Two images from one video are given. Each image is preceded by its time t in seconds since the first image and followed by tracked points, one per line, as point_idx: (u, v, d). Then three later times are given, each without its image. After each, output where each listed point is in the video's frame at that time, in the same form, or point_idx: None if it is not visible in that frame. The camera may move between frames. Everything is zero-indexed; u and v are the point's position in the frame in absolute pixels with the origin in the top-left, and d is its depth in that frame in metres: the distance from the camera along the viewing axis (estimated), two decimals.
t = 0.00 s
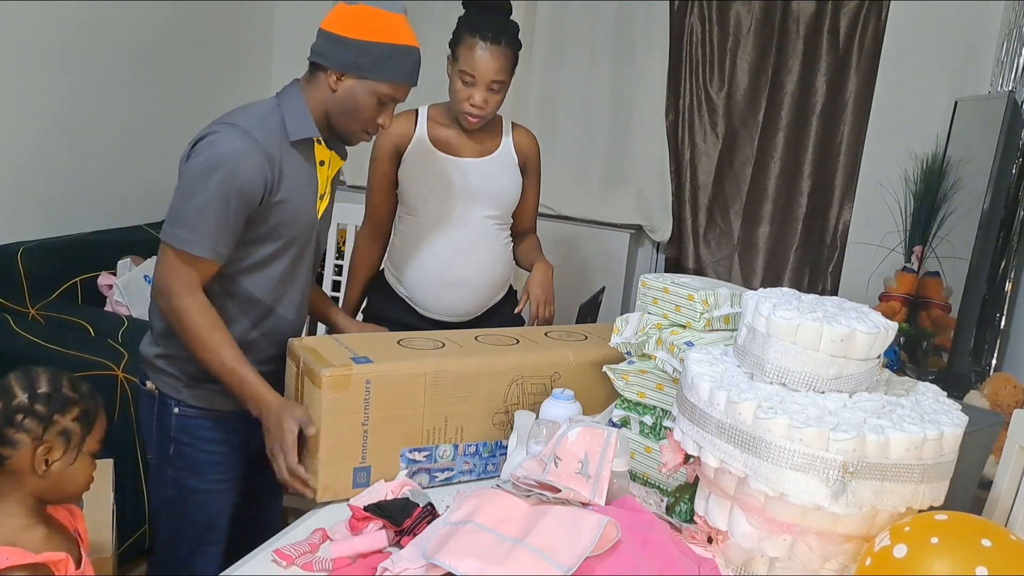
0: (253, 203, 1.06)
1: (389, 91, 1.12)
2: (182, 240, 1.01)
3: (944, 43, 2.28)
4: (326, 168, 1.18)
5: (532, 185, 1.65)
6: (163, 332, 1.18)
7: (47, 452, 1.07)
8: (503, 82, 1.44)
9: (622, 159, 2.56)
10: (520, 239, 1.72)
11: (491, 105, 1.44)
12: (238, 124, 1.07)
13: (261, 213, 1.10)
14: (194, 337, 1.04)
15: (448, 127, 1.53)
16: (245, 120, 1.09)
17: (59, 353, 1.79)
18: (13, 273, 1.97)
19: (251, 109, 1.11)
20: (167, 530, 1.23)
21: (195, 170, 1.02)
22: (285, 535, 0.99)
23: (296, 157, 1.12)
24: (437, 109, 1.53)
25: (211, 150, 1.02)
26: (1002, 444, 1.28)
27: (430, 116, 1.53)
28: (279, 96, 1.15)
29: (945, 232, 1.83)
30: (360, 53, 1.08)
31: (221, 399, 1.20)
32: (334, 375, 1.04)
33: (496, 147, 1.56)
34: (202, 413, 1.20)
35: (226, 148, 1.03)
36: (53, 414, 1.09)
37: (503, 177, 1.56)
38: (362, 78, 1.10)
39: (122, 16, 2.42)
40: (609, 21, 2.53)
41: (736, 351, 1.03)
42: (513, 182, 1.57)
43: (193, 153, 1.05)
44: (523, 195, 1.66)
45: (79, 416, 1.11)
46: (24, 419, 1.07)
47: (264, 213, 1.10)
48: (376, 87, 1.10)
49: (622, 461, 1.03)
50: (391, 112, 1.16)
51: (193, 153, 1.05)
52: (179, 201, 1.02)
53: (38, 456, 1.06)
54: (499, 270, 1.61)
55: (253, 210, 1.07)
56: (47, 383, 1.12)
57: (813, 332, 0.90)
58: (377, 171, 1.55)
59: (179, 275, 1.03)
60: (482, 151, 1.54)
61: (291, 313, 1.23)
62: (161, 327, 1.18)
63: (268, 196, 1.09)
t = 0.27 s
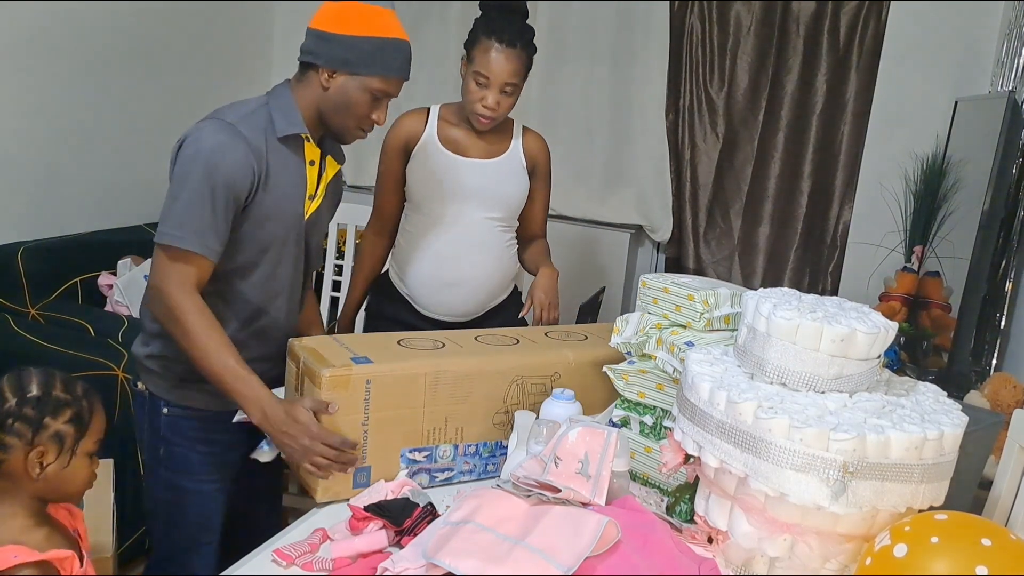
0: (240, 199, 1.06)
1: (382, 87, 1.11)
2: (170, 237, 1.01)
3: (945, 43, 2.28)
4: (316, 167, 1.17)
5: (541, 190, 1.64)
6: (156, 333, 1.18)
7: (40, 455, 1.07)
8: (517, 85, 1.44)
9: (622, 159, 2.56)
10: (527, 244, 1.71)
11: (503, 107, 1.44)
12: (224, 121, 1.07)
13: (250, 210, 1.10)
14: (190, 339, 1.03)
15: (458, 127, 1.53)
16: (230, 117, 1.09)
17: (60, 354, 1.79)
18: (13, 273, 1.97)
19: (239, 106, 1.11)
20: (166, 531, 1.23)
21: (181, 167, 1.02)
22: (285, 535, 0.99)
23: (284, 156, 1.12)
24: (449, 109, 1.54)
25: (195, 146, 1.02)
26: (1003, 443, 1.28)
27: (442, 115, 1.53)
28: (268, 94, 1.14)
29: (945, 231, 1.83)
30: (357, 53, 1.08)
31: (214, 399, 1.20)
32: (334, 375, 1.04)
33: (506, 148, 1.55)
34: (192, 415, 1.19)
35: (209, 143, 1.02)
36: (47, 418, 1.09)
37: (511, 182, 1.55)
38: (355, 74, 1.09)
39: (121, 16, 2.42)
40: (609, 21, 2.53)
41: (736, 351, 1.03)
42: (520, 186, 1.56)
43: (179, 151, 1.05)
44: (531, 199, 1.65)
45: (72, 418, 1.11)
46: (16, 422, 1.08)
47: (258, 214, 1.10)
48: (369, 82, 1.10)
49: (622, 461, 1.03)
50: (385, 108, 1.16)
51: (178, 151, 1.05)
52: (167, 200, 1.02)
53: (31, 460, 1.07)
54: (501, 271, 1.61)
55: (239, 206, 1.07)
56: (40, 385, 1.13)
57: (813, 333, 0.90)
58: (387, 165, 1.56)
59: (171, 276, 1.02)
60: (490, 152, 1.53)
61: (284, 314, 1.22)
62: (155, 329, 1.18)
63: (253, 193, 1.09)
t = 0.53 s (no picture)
0: (224, 197, 1.06)
1: (375, 85, 1.12)
2: (151, 230, 1.01)
3: (944, 43, 2.28)
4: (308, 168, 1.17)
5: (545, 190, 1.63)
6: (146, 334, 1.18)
7: (31, 462, 1.05)
8: (522, 84, 1.44)
9: (622, 159, 2.56)
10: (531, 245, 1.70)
11: (507, 108, 1.44)
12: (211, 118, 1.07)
13: (233, 210, 1.10)
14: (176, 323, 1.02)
15: (463, 127, 1.53)
16: (219, 114, 1.09)
17: (60, 354, 1.79)
18: (13, 273, 1.97)
19: (229, 105, 1.11)
20: (164, 532, 1.23)
21: (167, 162, 1.02)
22: (285, 535, 0.99)
23: (273, 155, 1.11)
24: (455, 110, 1.54)
25: (181, 141, 1.03)
26: (1003, 443, 1.28)
27: (447, 115, 1.54)
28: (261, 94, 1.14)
29: (945, 231, 1.83)
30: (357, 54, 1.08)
31: (202, 401, 1.19)
32: (329, 354, 1.07)
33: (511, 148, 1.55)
34: (183, 416, 1.19)
35: (196, 138, 1.03)
36: (39, 422, 1.07)
37: (514, 182, 1.55)
38: (347, 73, 1.10)
39: (121, 16, 2.42)
40: (609, 21, 2.53)
41: (736, 350, 1.03)
42: (523, 186, 1.56)
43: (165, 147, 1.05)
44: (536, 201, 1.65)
45: (65, 423, 1.08)
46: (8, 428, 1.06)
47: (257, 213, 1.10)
48: (361, 81, 1.10)
49: (622, 461, 1.03)
50: (379, 107, 1.16)
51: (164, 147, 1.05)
52: (150, 194, 1.02)
53: (22, 467, 1.05)
54: (502, 271, 1.61)
55: (224, 202, 1.07)
56: (33, 388, 1.09)
57: (813, 332, 0.90)
58: (393, 164, 1.57)
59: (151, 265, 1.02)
60: (494, 152, 1.53)
61: (272, 312, 1.22)
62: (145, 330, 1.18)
63: (240, 191, 1.09)
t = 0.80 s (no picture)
0: (215, 208, 1.06)
1: (361, 82, 1.10)
2: (134, 238, 1.02)
3: (944, 42, 2.28)
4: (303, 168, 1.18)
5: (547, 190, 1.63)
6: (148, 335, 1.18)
7: (24, 465, 1.05)
8: (523, 84, 1.44)
9: (621, 159, 2.55)
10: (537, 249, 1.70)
11: (509, 108, 1.44)
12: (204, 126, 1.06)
13: (229, 216, 1.10)
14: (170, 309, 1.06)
15: (464, 127, 1.53)
16: (214, 121, 1.07)
17: (60, 354, 1.79)
18: (13, 274, 1.97)
19: (222, 108, 1.11)
20: (164, 532, 1.23)
21: (155, 172, 1.02)
22: (285, 535, 0.99)
23: (265, 161, 1.11)
24: (457, 110, 1.54)
25: (171, 152, 1.02)
26: (1002, 444, 1.28)
27: (449, 115, 1.54)
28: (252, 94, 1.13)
29: (945, 231, 1.83)
30: (357, 56, 1.08)
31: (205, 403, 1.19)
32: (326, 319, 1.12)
33: (511, 147, 1.55)
34: (186, 417, 1.19)
35: (185, 149, 1.02)
36: (32, 426, 1.07)
37: (515, 181, 1.54)
38: (330, 72, 1.08)
39: (121, 16, 2.42)
40: (609, 21, 2.53)
41: (736, 350, 1.03)
42: (524, 186, 1.56)
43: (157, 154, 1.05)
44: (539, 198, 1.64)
45: (57, 429, 1.08)
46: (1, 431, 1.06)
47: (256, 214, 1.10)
48: (346, 79, 1.09)
49: (622, 461, 1.03)
50: (369, 103, 1.14)
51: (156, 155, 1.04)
52: (138, 202, 1.03)
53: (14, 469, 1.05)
54: (504, 271, 1.60)
55: (215, 212, 1.07)
56: (28, 391, 1.09)
57: (813, 332, 0.90)
58: (395, 165, 1.58)
59: (136, 268, 1.04)
60: (495, 152, 1.53)
61: (272, 312, 1.22)
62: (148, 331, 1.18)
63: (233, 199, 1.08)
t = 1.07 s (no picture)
0: (214, 215, 1.06)
1: (361, 80, 1.10)
2: (133, 248, 1.01)
3: (944, 42, 2.28)
4: (303, 168, 1.19)
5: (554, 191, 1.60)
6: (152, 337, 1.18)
7: (19, 470, 1.06)
8: (528, 87, 1.44)
9: (622, 159, 2.55)
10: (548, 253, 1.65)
11: (514, 111, 1.44)
12: (202, 131, 1.06)
13: (230, 222, 1.09)
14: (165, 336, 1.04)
15: (467, 128, 1.52)
16: (210, 128, 1.07)
17: (59, 353, 1.79)
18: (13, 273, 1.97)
19: (221, 112, 1.11)
20: (164, 533, 1.23)
21: (154, 182, 1.02)
22: (285, 535, 0.99)
23: (264, 164, 1.11)
24: (459, 109, 1.54)
25: (169, 160, 1.02)
26: (1002, 444, 1.28)
27: (452, 115, 1.53)
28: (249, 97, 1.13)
29: (945, 231, 1.83)
30: (356, 55, 1.08)
31: (209, 405, 1.19)
32: (318, 362, 1.10)
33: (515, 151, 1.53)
34: (188, 419, 1.19)
35: (182, 157, 1.01)
36: (34, 435, 1.08)
37: (515, 186, 1.54)
38: (329, 73, 1.08)
39: (120, 16, 2.42)
40: (609, 21, 2.52)
41: (736, 351, 1.03)
42: (524, 190, 1.55)
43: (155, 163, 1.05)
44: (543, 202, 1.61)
45: (59, 443, 1.09)
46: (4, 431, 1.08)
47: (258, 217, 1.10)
48: (346, 79, 1.09)
49: (622, 461, 1.03)
50: (369, 101, 1.14)
51: (154, 163, 1.04)
52: (137, 212, 1.02)
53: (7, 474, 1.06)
54: (504, 275, 1.61)
55: (214, 219, 1.06)
56: (44, 399, 1.12)
57: (813, 333, 0.90)
58: (397, 165, 1.58)
59: (133, 282, 1.03)
60: (498, 156, 1.52)
61: (272, 314, 1.22)
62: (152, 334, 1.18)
63: (232, 205, 1.08)
